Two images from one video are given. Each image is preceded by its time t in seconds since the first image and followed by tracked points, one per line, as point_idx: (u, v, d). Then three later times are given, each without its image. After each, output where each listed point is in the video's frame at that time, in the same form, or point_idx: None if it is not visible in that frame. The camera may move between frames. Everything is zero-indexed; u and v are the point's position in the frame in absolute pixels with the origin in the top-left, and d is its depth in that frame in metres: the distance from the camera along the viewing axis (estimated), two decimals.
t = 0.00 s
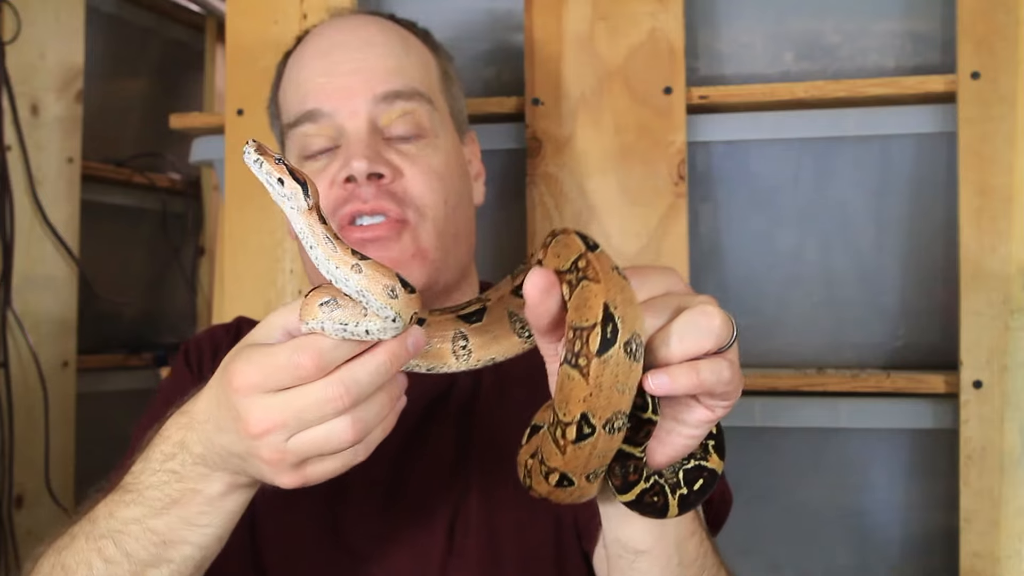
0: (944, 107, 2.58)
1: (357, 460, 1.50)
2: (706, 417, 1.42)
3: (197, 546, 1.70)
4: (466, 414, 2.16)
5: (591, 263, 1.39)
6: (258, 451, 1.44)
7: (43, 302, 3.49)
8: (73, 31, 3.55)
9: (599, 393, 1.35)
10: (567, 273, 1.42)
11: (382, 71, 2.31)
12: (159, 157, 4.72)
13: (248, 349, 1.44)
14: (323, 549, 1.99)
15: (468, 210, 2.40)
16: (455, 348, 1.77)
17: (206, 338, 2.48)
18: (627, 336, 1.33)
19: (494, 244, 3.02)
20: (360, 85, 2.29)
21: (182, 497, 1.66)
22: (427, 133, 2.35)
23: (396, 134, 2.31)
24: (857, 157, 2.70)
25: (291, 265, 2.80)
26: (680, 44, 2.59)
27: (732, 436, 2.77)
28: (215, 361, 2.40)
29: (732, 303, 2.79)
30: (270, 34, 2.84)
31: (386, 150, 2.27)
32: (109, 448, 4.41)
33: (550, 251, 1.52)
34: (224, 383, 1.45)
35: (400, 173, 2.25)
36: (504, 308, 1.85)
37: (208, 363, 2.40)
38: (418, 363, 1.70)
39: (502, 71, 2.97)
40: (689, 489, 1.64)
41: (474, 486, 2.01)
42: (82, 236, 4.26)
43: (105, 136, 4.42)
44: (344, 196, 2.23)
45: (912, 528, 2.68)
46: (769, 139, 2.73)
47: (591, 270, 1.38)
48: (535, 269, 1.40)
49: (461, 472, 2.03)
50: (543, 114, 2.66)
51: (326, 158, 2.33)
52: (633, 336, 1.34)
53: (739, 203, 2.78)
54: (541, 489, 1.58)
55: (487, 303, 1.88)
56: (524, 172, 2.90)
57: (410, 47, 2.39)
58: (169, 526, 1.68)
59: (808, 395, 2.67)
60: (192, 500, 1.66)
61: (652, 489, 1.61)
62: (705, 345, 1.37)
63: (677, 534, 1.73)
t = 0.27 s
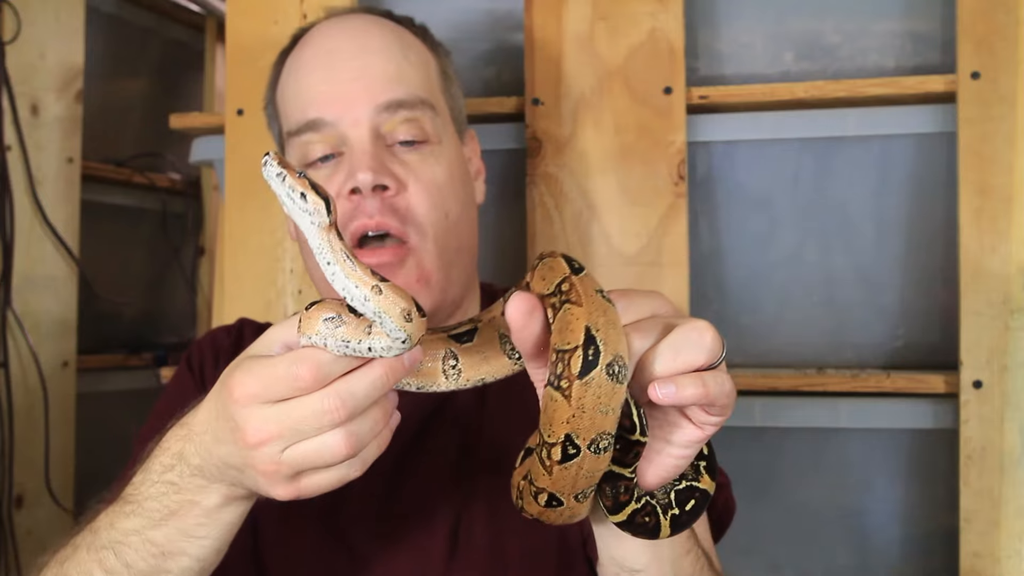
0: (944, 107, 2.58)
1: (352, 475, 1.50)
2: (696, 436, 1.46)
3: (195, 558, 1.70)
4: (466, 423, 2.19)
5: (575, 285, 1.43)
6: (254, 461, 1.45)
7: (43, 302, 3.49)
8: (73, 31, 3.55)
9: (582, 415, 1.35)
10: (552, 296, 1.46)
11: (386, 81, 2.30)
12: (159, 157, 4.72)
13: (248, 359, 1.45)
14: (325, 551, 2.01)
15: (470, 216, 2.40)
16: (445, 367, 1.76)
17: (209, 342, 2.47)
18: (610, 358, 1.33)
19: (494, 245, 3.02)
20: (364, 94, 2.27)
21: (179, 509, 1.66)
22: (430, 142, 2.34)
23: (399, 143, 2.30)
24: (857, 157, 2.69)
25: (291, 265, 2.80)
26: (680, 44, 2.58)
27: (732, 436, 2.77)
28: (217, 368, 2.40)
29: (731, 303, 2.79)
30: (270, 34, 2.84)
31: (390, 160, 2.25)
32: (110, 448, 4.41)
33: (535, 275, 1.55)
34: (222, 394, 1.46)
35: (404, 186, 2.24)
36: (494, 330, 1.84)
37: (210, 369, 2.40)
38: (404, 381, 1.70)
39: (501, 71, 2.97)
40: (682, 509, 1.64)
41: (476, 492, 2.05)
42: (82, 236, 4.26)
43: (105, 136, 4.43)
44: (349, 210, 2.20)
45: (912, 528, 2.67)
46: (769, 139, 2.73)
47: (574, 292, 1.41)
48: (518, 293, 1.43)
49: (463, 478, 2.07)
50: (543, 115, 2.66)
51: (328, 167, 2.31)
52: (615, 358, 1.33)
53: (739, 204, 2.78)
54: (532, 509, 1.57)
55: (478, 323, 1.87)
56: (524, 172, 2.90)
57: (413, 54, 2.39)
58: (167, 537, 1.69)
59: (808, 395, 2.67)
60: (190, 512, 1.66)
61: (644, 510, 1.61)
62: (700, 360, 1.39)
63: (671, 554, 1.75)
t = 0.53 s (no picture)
0: (944, 107, 2.58)
1: (352, 479, 1.48)
2: (694, 442, 1.45)
3: (197, 564, 1.69)
4: (466, 425, 2.18)
5: (559, 298, 1.46)
6: (254, 462, 1.44)
7: (43, 301, 3.49)
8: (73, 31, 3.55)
9: (573, 427, 1.35)
10: (538, 309, 1.49)
11: (380, 87, 2.28)
12: (159, 157, 4.72)
13: (251, 362, 1.46)
14: (326, 553, 2.02)
15: (468, 215, 2.41)
16: (438, 378, 1.79)
17: (209, 343, 2.47)
18: (598, 368, 1.33)
19: (494, 246, 3.02)
20: (358, 101, 2.24)
21: (181, 513, 1.66)
22: (427, 146, 2.32)
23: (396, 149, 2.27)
24: (857, 157, 2.69)
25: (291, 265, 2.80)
26: (680, 44, 2.58)
27: (732, 436, 2.77)
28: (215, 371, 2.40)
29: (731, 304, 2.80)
30: (269, 34, 2.84)
31: (387, 168, 2.24)
32: (109, 447, 4.41)
33: (523, 287, 1.60)
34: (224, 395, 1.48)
35: (402, 193, 2.22)
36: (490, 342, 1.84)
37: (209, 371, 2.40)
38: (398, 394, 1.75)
39: (501, 71, 2.97)
40: (685, 515, 1.65)
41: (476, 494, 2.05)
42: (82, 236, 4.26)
43: (105, 136, 4.43)
44: (348, 220, 2.21)
45: (912, 528, 2.67)
46: (769, 139, 2.73)
47: (558, 304, 1.44)
48: (479, 314, 1.31)
49: (463, 479, 2.07)
50: (543, 115, 2.66)
51: (325, 176, 2.28)
52: (604, 367, 1.34)
53: (739, 204, 2.78)
54: (534, 518, 1.59)
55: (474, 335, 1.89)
56: (524, 172, 2.90)
57: (404, 57, 2.38)
58: (168, 542, 1.68)
59: (808, 395, 2.67)
60: (191, 517, 1.65)
61: (646, 517, 1.62)
62: (695, 358, 1.36)
63: (678, 560, 1.75)
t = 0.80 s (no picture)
0: (944, 107, 2.58)
1: (365, 492, 1.50)
2: (695, 441, 1.42)
3: None
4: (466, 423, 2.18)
5: (563, 305, 1.40)
6: (270, 473, 1.45)
7: (43, 302, 3.49)
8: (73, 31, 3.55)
9: (581, 429, 1.35)
10: (540, 316, 1.43)
11: (374, 80, 2.29)
12: (159, 157, 4.72)
13: (271, 378, 1.50)
14: (328, 554, 2.02)
15: (467, 214, 2.39)
16: (453, 390, 1.88)
17: (203, 347, 2.48)
18: (604, 372, 1.33)
19: (494, 246, 3.02)
20: (351, 94, 2.26)
21: (190, 527, 1.67)
22: (422, 141, 2.33)
23: (391, 144, 2.30)
24: (856, 157, 2.69)
25: (291, 265, 2.81)
26: (680, 44, 2.58)
27: (733, 436, 2.77)
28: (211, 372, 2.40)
29: (731, 304, 2.80)
30: (269, 34, 2.84)
31: (382, 163, 2.25)
32: (109, 448, 4.41)
33: (523, 294, 1.50)
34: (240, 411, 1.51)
35: (399, 187, 2.24)
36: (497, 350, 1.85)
37: (205, 372, 2.40)
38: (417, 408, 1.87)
39: (501, 71, 2.97)
40: (687, 514, 1.65)
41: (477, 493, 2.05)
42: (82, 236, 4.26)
43: (104, 136, 4.43)
44: (343, 214, 2.25)
45: (912, 528, 2.67)
46: (769, 139, 2.73)
47: (563, 311, 1.39)
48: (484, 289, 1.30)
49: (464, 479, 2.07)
50: (543, 115, 2.66)
51: (320, 171, 2.33)
52: (609, 372, 1.34)
53: (739, 204, 2.78)
54: (540, 521, 1.60)
55: (481, 344, 1.90)
56: (524, 173, 2.91)
57: (401, 57, 2.36)
58: (178, 556, 1.69)
59: (808, 395, 2.67)
60: (200, 531, 1.66)
61: (647, 517, 1.61)
62: (698, 360, 1.35)
63: (678, 560, 1.75)
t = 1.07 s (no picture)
0: (944, 107, 2.58)
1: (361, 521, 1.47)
2: (699, 437, 1.41)
3: None
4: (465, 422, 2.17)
5: (574, 302, 1.42)
6: (267, 497, 1.45)
7: (43, 301, 3.49)
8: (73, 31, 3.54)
9: (593, 426, 1.37)
10: (550, 314, 1.45)
11: (372, 70, 2.30)
12: (159, 157, 4.72)
13: (279, 401, 1.52)
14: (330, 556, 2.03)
15: (466, 215, 2.37)
16: (469, 400, 1.93)
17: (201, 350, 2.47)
18: (614, 369, 1.34)
19: (494, 246, 3.02)
20: (349, 85, 2.27)
21: (191, 548, 1.66)
22: (419, 136, 2.33)
23: (386, 137, 2.31)
24: (856, 157, 2.69)
25: (291, 265, 2.81)
26: (680, 44, 2.58)
27: (733, 436, 2.77)
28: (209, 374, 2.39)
29: (731, 304, 2.80)
30: (269, 34, 2.84)
31: (377, 155, 2.26)
32: (109, 447, 4.41)
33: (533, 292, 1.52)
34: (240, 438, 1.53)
35: (393, 179, 2.23)
36: (506, 355, 1.92)
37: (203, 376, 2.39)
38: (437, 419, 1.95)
39: (501, 71, 2.97)
40: (689, 509, 1.65)
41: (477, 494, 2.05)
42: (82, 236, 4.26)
43: (104, 136, 4.43)
44: (338, 206, 2.25)
45: (912, 528, 2.67)
46: (769, 139, 2.73)
47: (573, 309, 1.41)
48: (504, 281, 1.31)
49: (465, 480, 2.07)
50: (543, 115, 2.66)
51: (317, 164, 2.33)
52: (620, 369, 1.35)
53: (739, 204, 2.78)
54: (545, 520, 1.61)
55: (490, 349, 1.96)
56: (524, 173, 2.91)
57: (403, 53, 2.37)
58: None
59: (808, 395, 2.67)
60: (200, 553, 1.65)
61: (653, 513, 1.63)
62: (705, 359, 1.36)
63: (677, 558, 1.75)
